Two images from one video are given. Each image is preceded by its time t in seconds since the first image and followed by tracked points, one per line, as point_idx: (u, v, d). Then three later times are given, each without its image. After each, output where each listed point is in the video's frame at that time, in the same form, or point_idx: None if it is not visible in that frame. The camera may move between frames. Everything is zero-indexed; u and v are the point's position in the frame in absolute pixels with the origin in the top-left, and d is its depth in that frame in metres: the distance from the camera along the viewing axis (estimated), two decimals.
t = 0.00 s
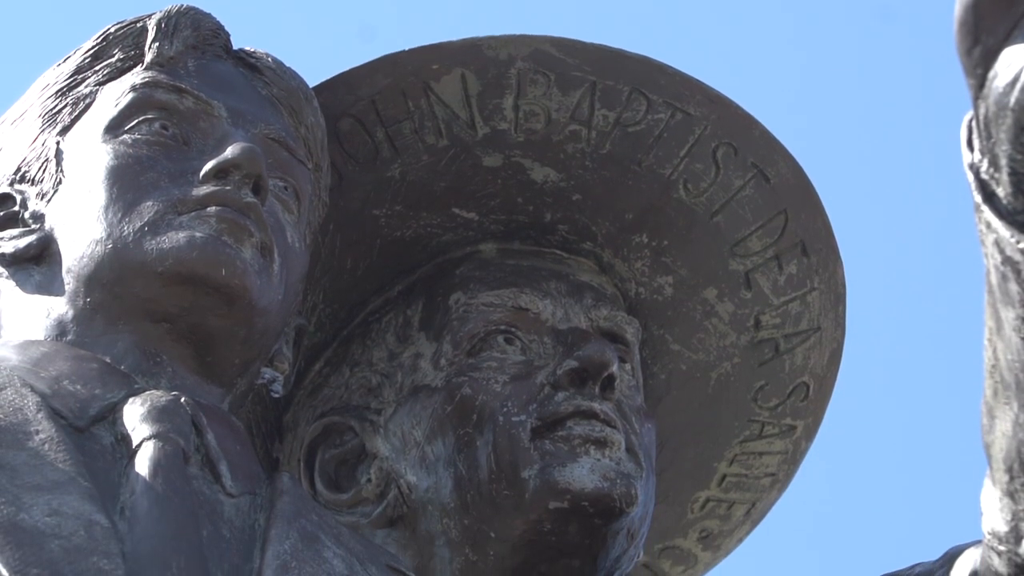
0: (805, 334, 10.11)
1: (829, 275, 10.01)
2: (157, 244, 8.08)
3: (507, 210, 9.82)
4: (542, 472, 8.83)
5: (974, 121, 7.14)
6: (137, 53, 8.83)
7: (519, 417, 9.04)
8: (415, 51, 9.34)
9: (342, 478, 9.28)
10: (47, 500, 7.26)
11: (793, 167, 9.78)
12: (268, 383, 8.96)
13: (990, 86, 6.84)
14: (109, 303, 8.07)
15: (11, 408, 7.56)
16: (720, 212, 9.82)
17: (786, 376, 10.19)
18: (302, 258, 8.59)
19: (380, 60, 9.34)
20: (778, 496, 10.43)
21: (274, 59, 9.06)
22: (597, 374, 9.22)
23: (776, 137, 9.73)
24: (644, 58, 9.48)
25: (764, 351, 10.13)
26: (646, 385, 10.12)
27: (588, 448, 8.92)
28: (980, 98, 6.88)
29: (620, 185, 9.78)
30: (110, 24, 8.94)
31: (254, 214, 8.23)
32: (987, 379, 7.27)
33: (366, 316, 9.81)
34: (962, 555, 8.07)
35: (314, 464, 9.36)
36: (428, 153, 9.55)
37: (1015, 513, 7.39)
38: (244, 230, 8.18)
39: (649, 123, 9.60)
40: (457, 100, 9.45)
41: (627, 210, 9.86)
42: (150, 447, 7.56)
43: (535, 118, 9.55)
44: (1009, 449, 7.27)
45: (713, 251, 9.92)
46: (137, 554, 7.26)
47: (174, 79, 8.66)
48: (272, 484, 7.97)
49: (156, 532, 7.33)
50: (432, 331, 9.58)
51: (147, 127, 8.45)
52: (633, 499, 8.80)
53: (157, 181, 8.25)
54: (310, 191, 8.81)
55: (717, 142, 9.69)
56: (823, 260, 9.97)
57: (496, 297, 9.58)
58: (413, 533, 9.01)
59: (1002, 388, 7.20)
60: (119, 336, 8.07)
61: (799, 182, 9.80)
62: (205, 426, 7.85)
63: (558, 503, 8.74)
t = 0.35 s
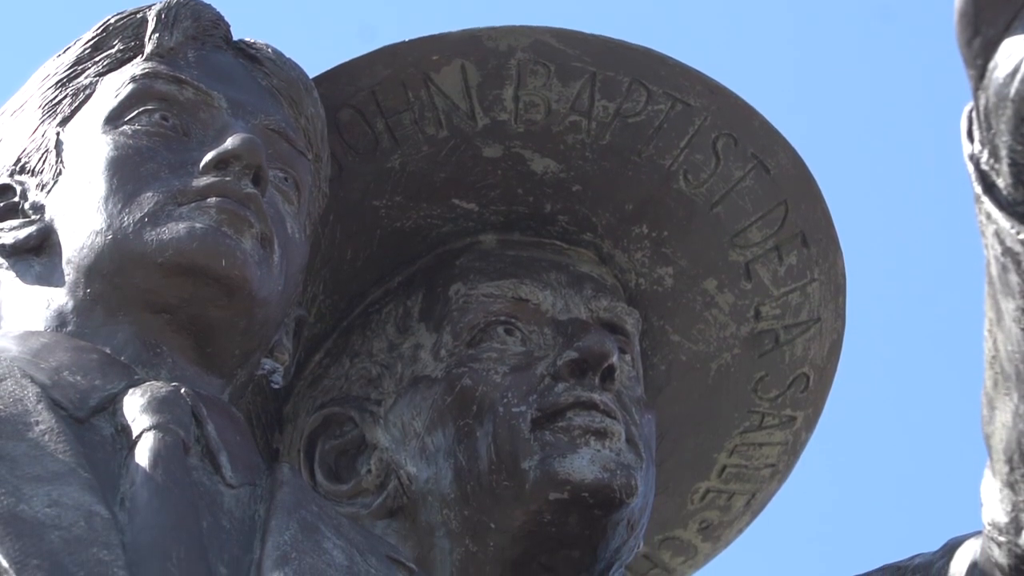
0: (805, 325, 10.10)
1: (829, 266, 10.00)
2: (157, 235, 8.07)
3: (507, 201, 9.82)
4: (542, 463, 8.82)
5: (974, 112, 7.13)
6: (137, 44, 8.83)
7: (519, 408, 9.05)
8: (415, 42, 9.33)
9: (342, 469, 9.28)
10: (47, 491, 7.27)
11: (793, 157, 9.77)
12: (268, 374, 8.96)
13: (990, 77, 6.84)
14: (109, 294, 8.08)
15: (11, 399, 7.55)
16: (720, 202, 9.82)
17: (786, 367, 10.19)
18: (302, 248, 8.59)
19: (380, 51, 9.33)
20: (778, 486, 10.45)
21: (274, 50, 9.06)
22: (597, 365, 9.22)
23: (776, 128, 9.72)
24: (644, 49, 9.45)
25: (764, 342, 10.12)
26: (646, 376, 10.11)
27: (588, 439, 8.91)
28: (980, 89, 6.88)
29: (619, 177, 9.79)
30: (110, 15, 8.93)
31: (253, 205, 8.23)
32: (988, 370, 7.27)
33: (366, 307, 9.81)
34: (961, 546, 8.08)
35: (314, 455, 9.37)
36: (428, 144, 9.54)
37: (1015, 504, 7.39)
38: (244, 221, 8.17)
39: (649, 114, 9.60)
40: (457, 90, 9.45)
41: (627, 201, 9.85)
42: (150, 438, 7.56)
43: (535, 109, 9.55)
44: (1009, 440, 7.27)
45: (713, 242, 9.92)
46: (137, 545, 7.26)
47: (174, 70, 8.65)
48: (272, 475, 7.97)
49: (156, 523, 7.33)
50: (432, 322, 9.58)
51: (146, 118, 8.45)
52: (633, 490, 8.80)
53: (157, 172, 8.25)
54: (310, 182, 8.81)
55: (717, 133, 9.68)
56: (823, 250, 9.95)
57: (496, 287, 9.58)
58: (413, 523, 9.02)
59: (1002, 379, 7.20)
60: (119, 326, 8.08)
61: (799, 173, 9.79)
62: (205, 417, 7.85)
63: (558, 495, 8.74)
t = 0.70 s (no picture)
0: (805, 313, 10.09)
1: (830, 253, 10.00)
2: (157, 222, 8.07)
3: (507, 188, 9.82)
4: (542, 450, 8.82)
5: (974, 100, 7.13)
6: (137, 32, 8.83)
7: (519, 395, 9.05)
8: (415, 30, 9.32)
9: (342, 457, 9.30)
10: (47, 480, 7.27)
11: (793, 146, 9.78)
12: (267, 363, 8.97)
13: (990, 65, 6.84)
14: (109, 282, 8.07)
15: (10, 387, 7.55)
16: (721, 190, 9.82)
17: (786, 355, 10.18)
18: (302, 236, 8.59)
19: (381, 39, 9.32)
20: (778, 475, 10.44)
21: (274, 38, 9.05)
22: (597, 353, 9.21)
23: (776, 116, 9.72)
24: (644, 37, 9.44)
25: (764, 330, 10.13)
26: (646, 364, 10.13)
27: (588, 428, 8.90)
28: (980, 77, 6.88)
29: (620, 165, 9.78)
30: (110, 3, 8.93)
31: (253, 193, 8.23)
32: (987, 358, 7.27)
33: (366, 296, 9.82)
34: (962, 534, 8.08)
35: (314, 442, 9.39)
36: (428, 132, 9.54)
37: (1015, 492, 7.38)
38: (244, 209, 8.17)
39: (649, 102, 9.59)
40: (457, 79, 9.44)
41: (627, 188, 9.85)
42: (150, 426, 7.57)
43: (535, 97, 9.54)
44: (1009, 428, 7.27)
45: (713, 231, 9.92)
46: (137, 533, 7.26)
47: (174, 57, 8.65)
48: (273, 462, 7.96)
49: (156, 512, 7.34)
50: (432, 310, 9.59)
51: (147, 106, 8.44)
52: (633, 479, 8.78)
53: (157, 160, 8.24)
54: (310, 170, 8.81)
55: (717, 121, 9.67)
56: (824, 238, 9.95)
57: (496, 276, 9.58)
58: (413, 512, 9.03)
59: (1002, 367, 7.19)
60: (119, 314, 8.08)
61: (799, 162, 9.80)
62: (205, 405, 7.86)
63: (558, 482, 8.73)
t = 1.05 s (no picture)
0: (805, 305, 10.08)
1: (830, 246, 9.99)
2: (157, 214, 8.06)
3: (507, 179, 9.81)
4: (543, 441, 8.81)
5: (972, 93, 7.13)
6: (137, 24, 8.83)
7: (521, 387, 9.04)
8: (415, 22, 9.35)
9: (342, 449, 9.32)
10: (47, 470, 7.26)
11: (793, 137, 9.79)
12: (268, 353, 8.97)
13: (990, 56, 6.85)
14: (109, 274, 8.07)
15: (10, 378, 7.54)
16: (722, 181, 9.81)
17: (786, 348, 10.17)
18: (303, 226, 8.59)
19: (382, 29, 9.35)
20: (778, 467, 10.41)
21: (274, 29, 9.05)
22: (598, 344, 9.20)
23: (776, 107, 9.72)
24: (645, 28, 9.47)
25: (764, 322, 10.12)
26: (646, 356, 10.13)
27: (589, 419, 8.89)
28: (980, 68, 6.88)
29: (619, 157, 9.77)
30: None
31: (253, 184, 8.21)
32: (988, 349, 7.26)
33: (366, 287, 9.81)
34: (962, 526, 8.07)
35: (314, 433, 9.40)
36: (428, 124, 9.53)
37: (1016, 483, 7.36)
38: (245, 200, 8.16)
39: (649, 94, 9.59)
40: (457, 70, 9.44)
41: (627, 179, 9.84)
42: (150, 418, 7.56)
43: (535, 88, 9.53)
44: (1009, 420, 7.25)
45: (713, 223, 9.91)
46: (137, 524, 7.26)
47: (174, 49, 8.63)
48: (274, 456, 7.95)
49: (156, 503, 7.33)
50: (432, 301, 9.58)
51: (147, 97, 8.43)
52: (633, 470, 8.76)
53: (157, 152, 8.23)
54: (310, 161, 8.80)
55: (717, 112, 9.67)
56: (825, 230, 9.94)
57: (497, 267, 9.57)
58: (414, 503, 9.02)
59: (1002, 358, 7.18)
60: (119, 306, 8.08)
61: (799, 153, 9.81)
62: (206, 397, 7.86)
63: (558, 474, 8.71)
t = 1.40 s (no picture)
0: (804, 299, 10.08)
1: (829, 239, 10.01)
2: (157, 208, 8.04)
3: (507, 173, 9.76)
4: (542, 435, 8.80)
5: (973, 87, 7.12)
6: (137, 17, 8.83)
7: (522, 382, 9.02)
8: (416, 16, 9.34)
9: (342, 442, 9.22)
10: (47, 464, 7.25)
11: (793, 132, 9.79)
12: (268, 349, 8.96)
13: (990, 50, 6.85)
14: (109, 268, 8.07)
15: (11, 372, 7.52)
16: (721, 176, 9.84)
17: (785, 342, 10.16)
18: (302, 221, 8.65)
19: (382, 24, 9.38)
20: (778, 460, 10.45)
21: (274, 23, 9.05)
22: (597, 339, 9.20)
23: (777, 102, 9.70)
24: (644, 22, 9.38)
25: (764, 316, 10.11)
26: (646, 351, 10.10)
27: (589, 413, 8.85)
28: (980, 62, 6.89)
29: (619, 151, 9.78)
30: None
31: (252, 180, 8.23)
32: (988, 343, 7.25)
33: (366, 282, 9.70)
34: (963, 520, 8.05)
35: (314, 426, 9.26)
36: (428, 117, 9.62)
37: (1016, 477, 7.33)
38: (245, 195, 8.18)
39: (649, 88, 9.59)
40: (457, 64, 9.49)
41: (627, 174, 9.85)
42: (150, 412, 7.56)
43: (535, 82, 9.57)
44: (1009, 414, 7.23)
45: (714, 217, 9.94)
46: (137, 519, 7.28)
47: (173, 43, 8.60)
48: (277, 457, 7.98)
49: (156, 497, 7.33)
50: (432, 294, 9.56)
51: (146, 92, 8.40)
52: (634, 464, 8.73)
53: (157, 146, 8.20)
54: (310, 155, 8.83)
55: (717, 107, 9.66)
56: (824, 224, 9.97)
57: (497, 261, 9.55)
58: (414, 497, 9.01)
59: (1002, 352, 7.17)
60: (119, 300, 8.09)
61: (799, 147, 9.82)
62: (205, 391, 7.84)
63: (558, 468, 8.71)
